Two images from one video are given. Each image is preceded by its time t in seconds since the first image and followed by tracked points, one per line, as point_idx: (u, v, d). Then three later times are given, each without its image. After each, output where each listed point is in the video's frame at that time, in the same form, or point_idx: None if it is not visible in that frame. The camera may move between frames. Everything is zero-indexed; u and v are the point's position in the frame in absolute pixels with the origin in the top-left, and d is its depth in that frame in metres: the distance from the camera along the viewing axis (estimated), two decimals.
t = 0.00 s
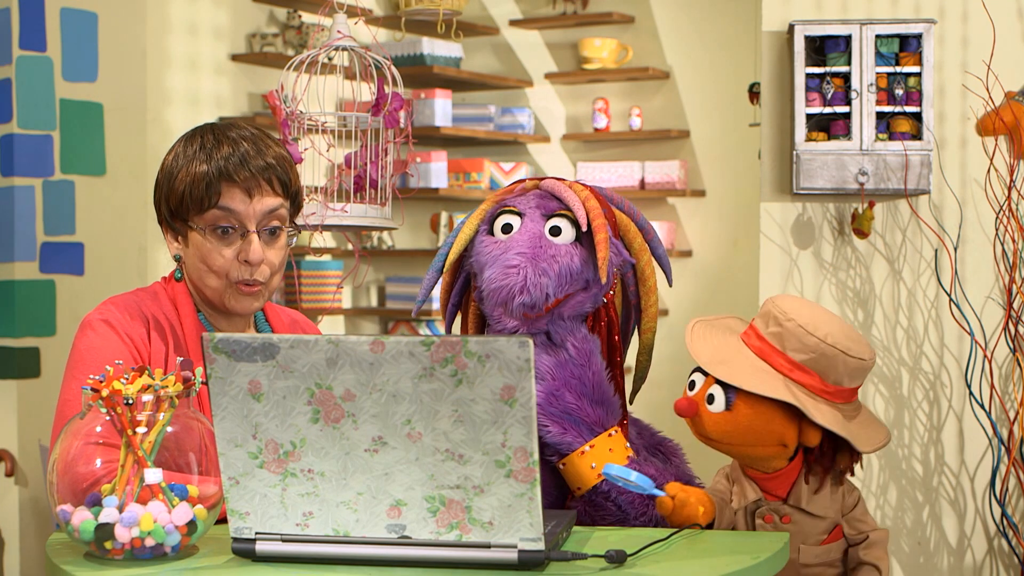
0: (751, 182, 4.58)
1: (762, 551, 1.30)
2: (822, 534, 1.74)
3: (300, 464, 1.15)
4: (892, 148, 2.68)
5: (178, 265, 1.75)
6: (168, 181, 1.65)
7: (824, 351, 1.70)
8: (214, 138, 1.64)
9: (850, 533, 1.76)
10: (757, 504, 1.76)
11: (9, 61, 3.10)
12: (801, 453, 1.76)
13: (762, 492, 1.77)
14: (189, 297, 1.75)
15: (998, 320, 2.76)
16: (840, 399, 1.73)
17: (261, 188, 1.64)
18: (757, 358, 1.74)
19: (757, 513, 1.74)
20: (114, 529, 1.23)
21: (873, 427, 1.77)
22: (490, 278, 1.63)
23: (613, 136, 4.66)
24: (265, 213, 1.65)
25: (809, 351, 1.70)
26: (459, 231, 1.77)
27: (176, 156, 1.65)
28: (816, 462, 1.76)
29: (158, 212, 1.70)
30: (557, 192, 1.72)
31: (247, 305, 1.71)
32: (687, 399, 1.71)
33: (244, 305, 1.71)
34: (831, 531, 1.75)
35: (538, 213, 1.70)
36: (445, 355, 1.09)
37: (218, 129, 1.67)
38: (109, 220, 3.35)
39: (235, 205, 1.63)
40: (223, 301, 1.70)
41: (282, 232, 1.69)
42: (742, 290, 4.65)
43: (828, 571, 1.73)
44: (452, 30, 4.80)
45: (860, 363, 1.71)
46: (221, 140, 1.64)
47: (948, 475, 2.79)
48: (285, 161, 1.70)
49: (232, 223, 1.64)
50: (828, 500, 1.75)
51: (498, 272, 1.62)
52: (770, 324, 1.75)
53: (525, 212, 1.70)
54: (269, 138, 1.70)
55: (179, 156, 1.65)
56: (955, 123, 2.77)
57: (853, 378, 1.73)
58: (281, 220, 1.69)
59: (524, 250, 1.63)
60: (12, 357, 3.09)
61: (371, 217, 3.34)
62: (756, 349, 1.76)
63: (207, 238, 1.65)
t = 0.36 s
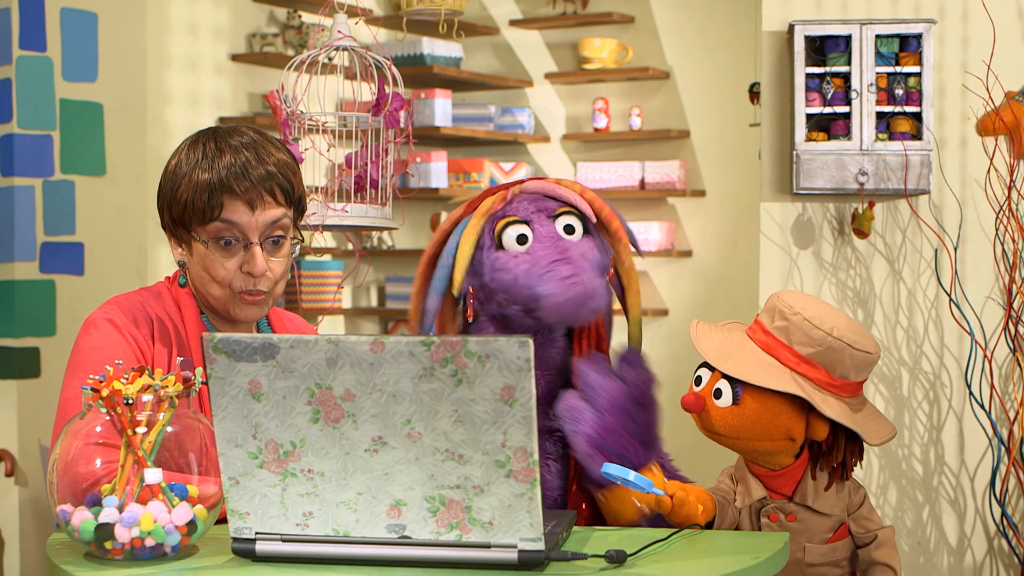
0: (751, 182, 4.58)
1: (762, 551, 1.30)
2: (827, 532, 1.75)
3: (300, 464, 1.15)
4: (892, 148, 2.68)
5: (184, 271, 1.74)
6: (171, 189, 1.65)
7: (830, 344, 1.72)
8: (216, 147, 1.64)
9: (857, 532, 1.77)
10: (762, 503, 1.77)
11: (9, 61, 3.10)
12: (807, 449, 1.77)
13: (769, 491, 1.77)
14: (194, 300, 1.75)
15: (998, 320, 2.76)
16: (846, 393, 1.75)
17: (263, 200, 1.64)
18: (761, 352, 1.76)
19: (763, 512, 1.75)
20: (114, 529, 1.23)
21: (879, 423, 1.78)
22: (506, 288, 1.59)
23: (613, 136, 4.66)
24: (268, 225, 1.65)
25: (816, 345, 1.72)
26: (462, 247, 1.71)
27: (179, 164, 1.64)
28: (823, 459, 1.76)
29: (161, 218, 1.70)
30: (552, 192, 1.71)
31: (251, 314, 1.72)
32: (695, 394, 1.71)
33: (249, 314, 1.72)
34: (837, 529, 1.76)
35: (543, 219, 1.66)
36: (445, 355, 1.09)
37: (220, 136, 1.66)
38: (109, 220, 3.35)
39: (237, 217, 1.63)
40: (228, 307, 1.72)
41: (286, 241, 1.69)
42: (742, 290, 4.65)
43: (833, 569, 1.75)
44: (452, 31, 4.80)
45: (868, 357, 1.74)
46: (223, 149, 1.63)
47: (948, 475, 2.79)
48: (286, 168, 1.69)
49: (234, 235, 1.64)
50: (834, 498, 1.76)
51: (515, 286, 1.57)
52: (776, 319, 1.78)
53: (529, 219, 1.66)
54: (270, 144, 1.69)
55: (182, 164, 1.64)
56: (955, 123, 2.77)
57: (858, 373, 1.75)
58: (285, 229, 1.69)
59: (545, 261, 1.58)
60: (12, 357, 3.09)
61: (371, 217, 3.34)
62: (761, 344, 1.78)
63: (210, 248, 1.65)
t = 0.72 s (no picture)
0: (751, 182, 4.58)
1: (762, 551, 1.30)
2: (825, 531, 1.74)
3: (300, 464, 1.15)
4: (892, 148, 2.68)
5: (186, 272, 1.74)
6: (174, 189, 1.65)
7: (826, 341, 1.72)
8: (218, 147, 1.64)
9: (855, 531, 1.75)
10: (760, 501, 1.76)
11: (9, 61, 3.10)
12: (806, 448, 1.76)
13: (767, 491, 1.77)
14: (195, 300, 1.75)
15: (998, 320, 2.76)
16: (843, 391, 1.75)
17: (267, 201, 1.64)
18: (757, 350, 1.77)
19: (761, 510, 1.75)
20: (114, 529, 1.23)
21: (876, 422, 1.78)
22: (549, 283, 1.65)
23: (613, 136, 4.66)
24: (277, 227, 1.66)
25: (812, 342, 1.72)
26: (476, 272, 1.65)
27: (183, 164, 1.64)
28: (821, 457, 1.76)
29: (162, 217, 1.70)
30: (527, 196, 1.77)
31: (252, 317, 1.73)
32: (693, 390, 1.71)
33: (248, 316, 1.73)
34: (834, 528, 1.75)
35: (536, 218, 1.73)
36: (445, 355, 1.09)
37: (224, 136, 1.66)
38: (109, 220, 3.35)
39: (240, 219, 1.63)
40: (228, 309, 1.72)
41: (288, 243, 1.69)
42: (742, 290, 4.65)
43: (830, 569, 1.74)
44: (452, 31, 4.81)
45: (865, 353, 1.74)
46: (226, 149, 1.63)
47: (948, 475, 2.78)
48: (290, 169, 1.69)
49: (238, 236, 1.65)
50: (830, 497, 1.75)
51: (559, 279, 1.65)
52: (773, 317, 1.78)
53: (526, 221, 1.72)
54: (274, 144, 1.69)
55: (186, 164, 1.64)
56: (955, 123, 2.77)
57: (855, 370, 1.75)
58: (288, 230, 1.69)
59: (576, 250, 1.66)
60: (12, 357, 3.09)
61: (371, 217, 3.34)
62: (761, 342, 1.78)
63: (213, 250, 1.65)
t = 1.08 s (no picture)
0: (752, 182, 4.58)
1: (762, 551, 1.30)
2: (838, 509, 1.93)
3: (300, 464, 1.15)
4: (892, 148, 2.68)
5: (188, 273, 1.75)
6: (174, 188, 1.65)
7: (856, 336, 1.82)
8: (218, 147, 1.64)
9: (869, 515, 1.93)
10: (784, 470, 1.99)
11: (9, 61, 3.10)
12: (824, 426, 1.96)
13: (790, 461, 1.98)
14: (196, 300, 1.75)
15: (998, 320, 2.77)
16: (857, 387, 1.85)
17: (268, 201, 1.64)
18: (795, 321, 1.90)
19: (782, 479, 1.97)
20: (114, 529, 1.23)
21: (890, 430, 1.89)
22: (538, 280, 1.68)
23: (613, 136, 4.66)
24: (279, 228, 1.66)
25: (840, 330, 1.83)
26: (465, 264, 1.69)
27: (183, 164, 1.65)
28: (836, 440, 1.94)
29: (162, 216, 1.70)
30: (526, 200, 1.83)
31: (253, 317, 1.73)
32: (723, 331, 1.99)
33: (250, 316, 1.73)
34: (848, 508, 1.93)
35: (534, 220, 1.78)
36: (445, 355, 1.09)
37: (226, 136, 1.66)
38: (109, 220, 3.35)
39: (242, 219, 1.63)
40: (229, 309, 1.72)
41: (290, 243, 1.69)
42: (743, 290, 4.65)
43: (843, 549, 1.93)
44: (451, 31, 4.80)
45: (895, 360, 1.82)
46: (227, 149, 1.63)
47: (948, 475, 2.78)
48: (291, 169, 1.69)
49: (239, 236, 1.65)
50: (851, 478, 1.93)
51: (551, 277, 1.68)
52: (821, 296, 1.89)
53: (525, 223, 1.76)
54: (275, 144, 1.69)
55: (186, 164, 1.64)
56: (955, 123, 2.77)
57: (875, 371, 1.84)
58: (290, 231, 1.69)
59: (570, 252, 1.70)
60: (12, 357, 3.09)
61: (371, 217, 3.35)
62: (806, 327, 1.88)
63: (214, 250, 1.65)
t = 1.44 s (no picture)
0: (752, 181, 4.58)
1: (762, 551, 1.29)
2: (849, 493, 1.87)
3: (300, 464, 1.15)
4: (892, 148, 2.68)
5: (187, 273, 1.75)
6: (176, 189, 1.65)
7: (874, 312, 1.77)
8: (220, 147, 1.64)
9: (882, 503, 1.86)
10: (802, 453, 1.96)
11: (9, 61, 3.10)
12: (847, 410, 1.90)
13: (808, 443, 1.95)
14: (196, 301, 1.75)
15: (998, 320, 2.77)
16: (877, 367, 1.79)
17: (270, 203, 1.64)
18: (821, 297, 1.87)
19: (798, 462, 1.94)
20: (114, 529, 1.23)
21: (909, 416, 1.81)
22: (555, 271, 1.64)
23: (613, 136, 4.67)
24: (282, 228, 1.67)
25: (862, 309, 1.78)
26: (481, 264, 1.66)
27: (185, 165, 1.65)
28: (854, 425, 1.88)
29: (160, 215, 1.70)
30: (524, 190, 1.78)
31: (254, 318, 1.73)
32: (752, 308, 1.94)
33: (250, 317, 1.73)
34: (859, 492, 1.87)
35: (538, 212, 1.74)
36: (445, 355, 1.09)
37: (227, 137, 1.66)
38: (109, 220, 3.35)
39: (243, 220, 1.63)
40: (229, 310, 1.72)
41: (291, 244, 1.69)
42: (743, 290, 4.65)
43: (853, 536, 1.87)
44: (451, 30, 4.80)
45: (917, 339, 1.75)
46: (229, 150, 1.64)
47: (948, 475, 2.78)
48: (292, 170, 1.69)
49: (240, 237, 1.64)
50: (865, 461, 1.87)
51: (565, 274, 1.64)
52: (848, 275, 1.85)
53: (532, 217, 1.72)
54: (276, 145, 1.69)
55: (188, 164, 1.64)
56: (955, 123, 2.77)
57: (894, 353, 1.78)
58: (291, 232, 1.69)
59: (582, 245, 1.66)
60: (12, 357, 3.09)
61: (371, 217, 3.35)
62: (829, 307, 1.84)
63: (215, 250, 1.65)
